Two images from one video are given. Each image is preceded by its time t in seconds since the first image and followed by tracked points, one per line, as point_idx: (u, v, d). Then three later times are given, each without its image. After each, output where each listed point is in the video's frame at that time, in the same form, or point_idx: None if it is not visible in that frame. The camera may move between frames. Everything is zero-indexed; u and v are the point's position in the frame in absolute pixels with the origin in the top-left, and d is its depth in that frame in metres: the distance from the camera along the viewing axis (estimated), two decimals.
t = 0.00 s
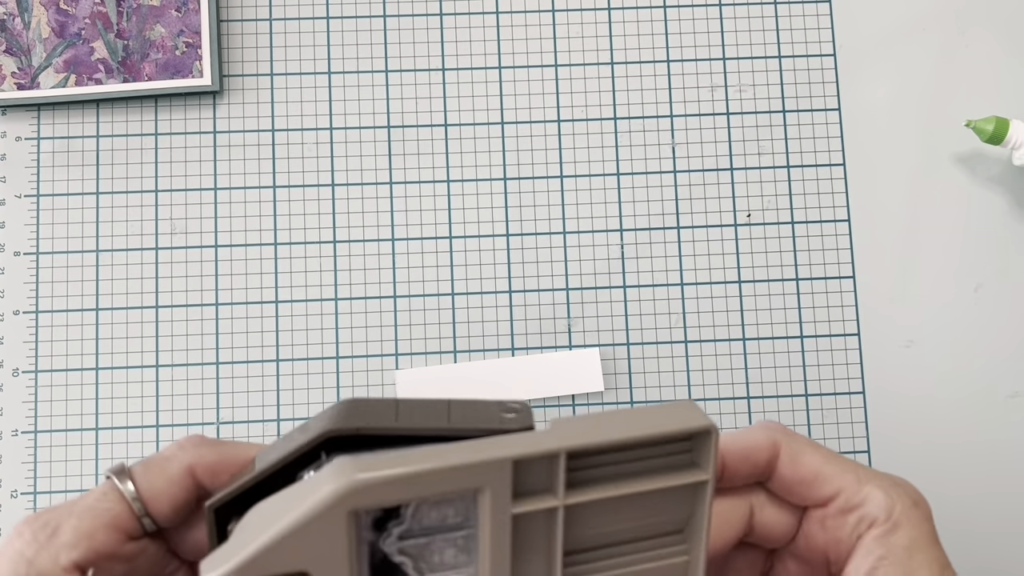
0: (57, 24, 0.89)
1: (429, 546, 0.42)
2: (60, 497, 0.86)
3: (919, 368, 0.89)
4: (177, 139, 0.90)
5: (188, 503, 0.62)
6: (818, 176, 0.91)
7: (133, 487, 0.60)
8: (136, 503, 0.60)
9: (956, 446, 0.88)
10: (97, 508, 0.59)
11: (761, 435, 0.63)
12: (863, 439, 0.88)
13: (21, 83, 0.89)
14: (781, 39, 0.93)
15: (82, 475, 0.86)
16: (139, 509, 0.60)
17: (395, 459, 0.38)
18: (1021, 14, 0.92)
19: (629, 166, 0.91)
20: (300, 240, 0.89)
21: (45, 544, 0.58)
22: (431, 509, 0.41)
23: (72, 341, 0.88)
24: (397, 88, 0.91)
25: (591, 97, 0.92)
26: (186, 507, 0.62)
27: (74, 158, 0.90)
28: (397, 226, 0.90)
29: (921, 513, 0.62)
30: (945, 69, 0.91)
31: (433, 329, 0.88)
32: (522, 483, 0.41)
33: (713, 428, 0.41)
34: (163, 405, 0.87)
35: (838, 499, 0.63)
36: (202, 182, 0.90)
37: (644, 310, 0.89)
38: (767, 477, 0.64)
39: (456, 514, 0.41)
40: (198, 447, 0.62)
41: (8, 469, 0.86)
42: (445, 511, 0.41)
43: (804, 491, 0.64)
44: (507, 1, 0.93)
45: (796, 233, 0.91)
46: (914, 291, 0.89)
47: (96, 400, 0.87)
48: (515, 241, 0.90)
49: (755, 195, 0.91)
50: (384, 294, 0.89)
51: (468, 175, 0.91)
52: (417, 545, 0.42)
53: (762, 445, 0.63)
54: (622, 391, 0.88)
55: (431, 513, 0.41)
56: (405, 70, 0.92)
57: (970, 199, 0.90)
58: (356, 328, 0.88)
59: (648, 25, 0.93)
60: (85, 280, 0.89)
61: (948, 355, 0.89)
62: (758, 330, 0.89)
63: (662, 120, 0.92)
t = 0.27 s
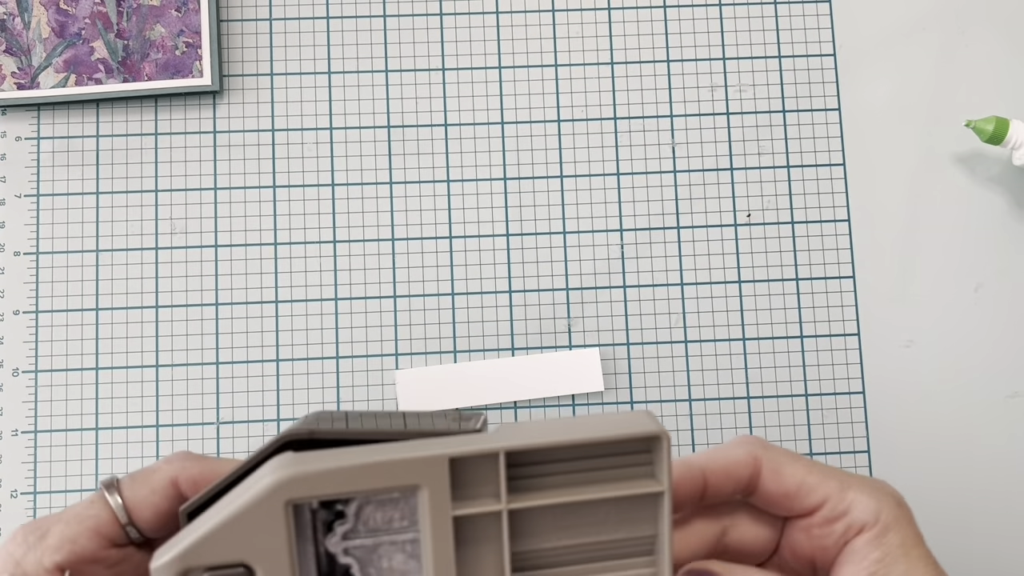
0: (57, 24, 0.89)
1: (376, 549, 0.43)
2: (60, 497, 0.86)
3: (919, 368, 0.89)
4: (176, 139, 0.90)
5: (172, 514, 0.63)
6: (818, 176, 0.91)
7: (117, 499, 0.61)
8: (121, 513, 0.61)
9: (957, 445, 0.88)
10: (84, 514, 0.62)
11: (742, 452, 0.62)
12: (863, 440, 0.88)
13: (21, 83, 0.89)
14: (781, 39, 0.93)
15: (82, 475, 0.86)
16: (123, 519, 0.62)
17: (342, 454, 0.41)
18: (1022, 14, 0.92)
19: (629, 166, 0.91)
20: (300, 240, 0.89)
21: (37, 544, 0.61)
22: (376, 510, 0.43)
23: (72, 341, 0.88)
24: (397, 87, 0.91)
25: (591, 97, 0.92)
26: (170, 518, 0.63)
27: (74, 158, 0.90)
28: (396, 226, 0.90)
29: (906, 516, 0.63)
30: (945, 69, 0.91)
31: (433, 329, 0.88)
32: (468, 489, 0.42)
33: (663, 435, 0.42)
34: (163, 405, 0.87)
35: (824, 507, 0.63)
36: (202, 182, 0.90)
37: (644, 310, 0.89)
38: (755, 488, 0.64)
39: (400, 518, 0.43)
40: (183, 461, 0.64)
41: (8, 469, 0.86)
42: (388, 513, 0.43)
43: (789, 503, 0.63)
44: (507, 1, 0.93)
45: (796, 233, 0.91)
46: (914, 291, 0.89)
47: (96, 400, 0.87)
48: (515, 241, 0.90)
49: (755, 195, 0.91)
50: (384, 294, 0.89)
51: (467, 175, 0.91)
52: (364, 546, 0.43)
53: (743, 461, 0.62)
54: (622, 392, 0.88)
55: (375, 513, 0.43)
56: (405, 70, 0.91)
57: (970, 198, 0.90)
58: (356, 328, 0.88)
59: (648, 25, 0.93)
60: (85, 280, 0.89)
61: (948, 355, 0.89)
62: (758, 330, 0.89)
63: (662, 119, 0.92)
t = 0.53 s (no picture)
0: (57, 24, 0.89)
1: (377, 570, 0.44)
2: (60, 497, 0.86)
3: (919, 368, 0.89)
4: (176, 139, 0.90)
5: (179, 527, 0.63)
6: (819, 176, 0.91)
7: (125, 512, 0.62)
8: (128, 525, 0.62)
9: (957, 444, 0.88)
10: (91, 527, 0.62)
11: (715, 462, 0.62)
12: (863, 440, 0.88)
13: (21, 83, 0.89)
14: (781, 39, 0.93)
15: (82, 475, 0.86)
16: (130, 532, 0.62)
17: (345, 473, 0.41)
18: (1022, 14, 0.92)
19: (629, 165, 0.91)
20: (300, 240, 0.89)
21: (44, 558, 0.61)
22: (376, 529, 0.43)
23: (72, 341, 0.88)
24: (397, 87, 0.91)
25: (591, 97, 0.92)
26: (177, 531, 0.63)
27: (74, 158, 0.90)
28: (396, 226, 0.90)
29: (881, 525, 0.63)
30: (945, 69, 0.91)
31: (433, 329, 0.88)
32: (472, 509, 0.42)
33: (665, 457, 0.42)
34: (163, 405, 0.87)
35: (798, 516, 0.63)
36: (202, 182, 0.90)
37: (644, 310, 0.89)
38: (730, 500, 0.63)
39: (401, 538, 0.43)
40: (190, 474, 0.64)
41: (8, 469, 0.86)
42: (389, 532, 0.43)
43: (762, 512, 0.63)
44: (507, 1, 0.92)
45: (796, 233, 0.91)
46: (914, 291, 0.89)
47: (96, 400, 0.87)
48: (515, 241, 0.90)
49: (755, 195, 0.91)
50: (384, 294, 0.89)
51: (467, 175, 0.91)
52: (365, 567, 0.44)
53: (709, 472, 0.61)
54: (622, 392, 0.88)
55: (376, 532, 0.43)
56: (405, 70, 0.91)
57: (970, 198, 0.90)
58: (356, 328, 0.88)
59: (648, 25, 0.93)
60: (85, 280, 0.89)
61: (948, 356, 0.89)
62: (758, 330, 0.89)
63: (662, 119, 0.92)
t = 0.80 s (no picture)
0: (57, 24, 0.89)
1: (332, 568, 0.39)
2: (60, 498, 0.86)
3: (919, 368, 0.89)
4: (176, 139, 0.90)
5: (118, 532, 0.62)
6: (818, 176, 0.91)
7: (56, 519, 0.62)
8: (60, 533, 0.62)
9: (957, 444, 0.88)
10: (24, 540, 0.63)
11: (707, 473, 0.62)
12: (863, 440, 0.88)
13: (21, 83, 0.89)
14: (781, 39, 0.93)
15: (82, 475, 0.86)
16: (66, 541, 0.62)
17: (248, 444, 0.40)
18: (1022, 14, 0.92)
19: (629, 165, 0.91)
20: (300, 240, 0.89)
21: None
22: (326, 522, 0.39)
23: (72, 341, 0.88)
24: (397, 87, 0.91)
25: (591, 97, 0.92)
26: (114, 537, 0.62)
27: (74, 158, 0.90)
28: (396, 226, 0.90)
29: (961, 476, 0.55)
30: (945, 68, 0.91)
31: (433, 329, 0.88)
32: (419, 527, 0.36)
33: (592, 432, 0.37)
34: (163, 405, 0.87)
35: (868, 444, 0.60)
36: (202, 182, 0.90)
37: (644, 310, 0.89)
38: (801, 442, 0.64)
39: (352, 529, 0.39)
40: (121, 478, 0.64)
41: (8, 469, 0.86)
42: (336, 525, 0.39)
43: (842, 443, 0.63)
44: (507, 1, 0.93)
45: (796, 233, 0.90)
46: (914, 291, 0.89)
47: (96, 400, 0.87)
48: (515, 241, 0.90)
49: (755, 195, 0.91)
50: (384, 294, 0.89)
51: (467, 175, 0.91)
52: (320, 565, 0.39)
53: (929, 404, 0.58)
54: (622, 392, 0.88)
55: (325, 524, 0.39)
56: (405, 70, 0.91)
57: (970, 198, 0.90)
58: (356, 328, 0.88)
59: (649, 25, 0.93)
60: (85, 280, 0.89)
61: (948, 356, 0.89)
62: (758, 330, 0.89)
63: (662, 119, 0.92)
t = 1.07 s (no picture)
0: (57, 24, 0.89)
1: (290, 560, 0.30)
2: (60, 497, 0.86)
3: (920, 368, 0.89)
4: (176, 139, 0.90)
5: None
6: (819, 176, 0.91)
7: None
8: None
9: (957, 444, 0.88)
10: None
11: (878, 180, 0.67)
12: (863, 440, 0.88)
13: (21, 83, 0.89)
14: (781, 39, 0.93)
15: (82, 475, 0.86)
16: None
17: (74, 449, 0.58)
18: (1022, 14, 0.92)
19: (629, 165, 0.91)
20: (300, 240, 0.89)
21: None
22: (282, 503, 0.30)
23: (72, 341, 0.88)
24: (397, 88, 0.91)
25: (591, 97, 0.92)
26: None
27: (74, 158, 0.90)
28: (396, 226, 0.90)
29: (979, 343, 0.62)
30: (945, 68, 0.91)
31: (433, 329, 0.88)
32: (129, 496, 0.60)
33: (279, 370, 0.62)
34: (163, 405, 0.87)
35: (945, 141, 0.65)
36: (202, 182, 0.90)
37: (644, 310, 0.89)
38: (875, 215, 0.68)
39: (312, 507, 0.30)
40: None
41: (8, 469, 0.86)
42: (61, 516, 0.59)
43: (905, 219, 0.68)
44: (507, 1, 0.93)
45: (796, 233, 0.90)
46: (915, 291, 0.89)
47: (96, 400, 0.87)
48: (515, 241, 0.90)
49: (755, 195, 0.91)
50: (384, 294, 0.89)
51: (468, 175, 0.91)
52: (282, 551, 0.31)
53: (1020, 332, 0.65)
54: (622, 392, 0.88)
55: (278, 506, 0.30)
56: (405, 70, 0.92)
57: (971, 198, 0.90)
58: (356, 328, 0.88)
59: (649, 25, 0.93)
60: (85, 281, 0.89)
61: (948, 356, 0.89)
62: (757, 330, 0.89)
63: (662, 119, 0.92)
